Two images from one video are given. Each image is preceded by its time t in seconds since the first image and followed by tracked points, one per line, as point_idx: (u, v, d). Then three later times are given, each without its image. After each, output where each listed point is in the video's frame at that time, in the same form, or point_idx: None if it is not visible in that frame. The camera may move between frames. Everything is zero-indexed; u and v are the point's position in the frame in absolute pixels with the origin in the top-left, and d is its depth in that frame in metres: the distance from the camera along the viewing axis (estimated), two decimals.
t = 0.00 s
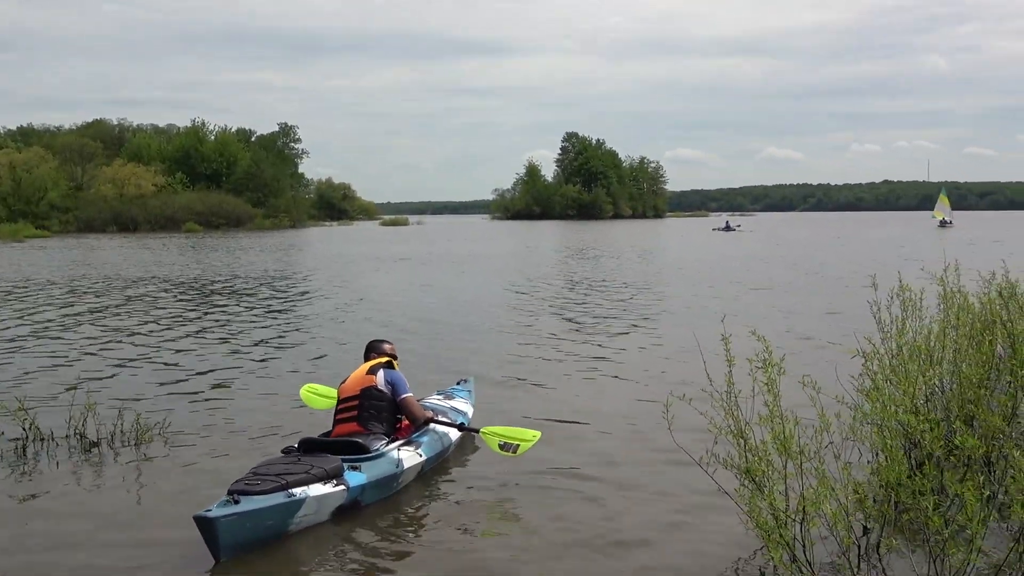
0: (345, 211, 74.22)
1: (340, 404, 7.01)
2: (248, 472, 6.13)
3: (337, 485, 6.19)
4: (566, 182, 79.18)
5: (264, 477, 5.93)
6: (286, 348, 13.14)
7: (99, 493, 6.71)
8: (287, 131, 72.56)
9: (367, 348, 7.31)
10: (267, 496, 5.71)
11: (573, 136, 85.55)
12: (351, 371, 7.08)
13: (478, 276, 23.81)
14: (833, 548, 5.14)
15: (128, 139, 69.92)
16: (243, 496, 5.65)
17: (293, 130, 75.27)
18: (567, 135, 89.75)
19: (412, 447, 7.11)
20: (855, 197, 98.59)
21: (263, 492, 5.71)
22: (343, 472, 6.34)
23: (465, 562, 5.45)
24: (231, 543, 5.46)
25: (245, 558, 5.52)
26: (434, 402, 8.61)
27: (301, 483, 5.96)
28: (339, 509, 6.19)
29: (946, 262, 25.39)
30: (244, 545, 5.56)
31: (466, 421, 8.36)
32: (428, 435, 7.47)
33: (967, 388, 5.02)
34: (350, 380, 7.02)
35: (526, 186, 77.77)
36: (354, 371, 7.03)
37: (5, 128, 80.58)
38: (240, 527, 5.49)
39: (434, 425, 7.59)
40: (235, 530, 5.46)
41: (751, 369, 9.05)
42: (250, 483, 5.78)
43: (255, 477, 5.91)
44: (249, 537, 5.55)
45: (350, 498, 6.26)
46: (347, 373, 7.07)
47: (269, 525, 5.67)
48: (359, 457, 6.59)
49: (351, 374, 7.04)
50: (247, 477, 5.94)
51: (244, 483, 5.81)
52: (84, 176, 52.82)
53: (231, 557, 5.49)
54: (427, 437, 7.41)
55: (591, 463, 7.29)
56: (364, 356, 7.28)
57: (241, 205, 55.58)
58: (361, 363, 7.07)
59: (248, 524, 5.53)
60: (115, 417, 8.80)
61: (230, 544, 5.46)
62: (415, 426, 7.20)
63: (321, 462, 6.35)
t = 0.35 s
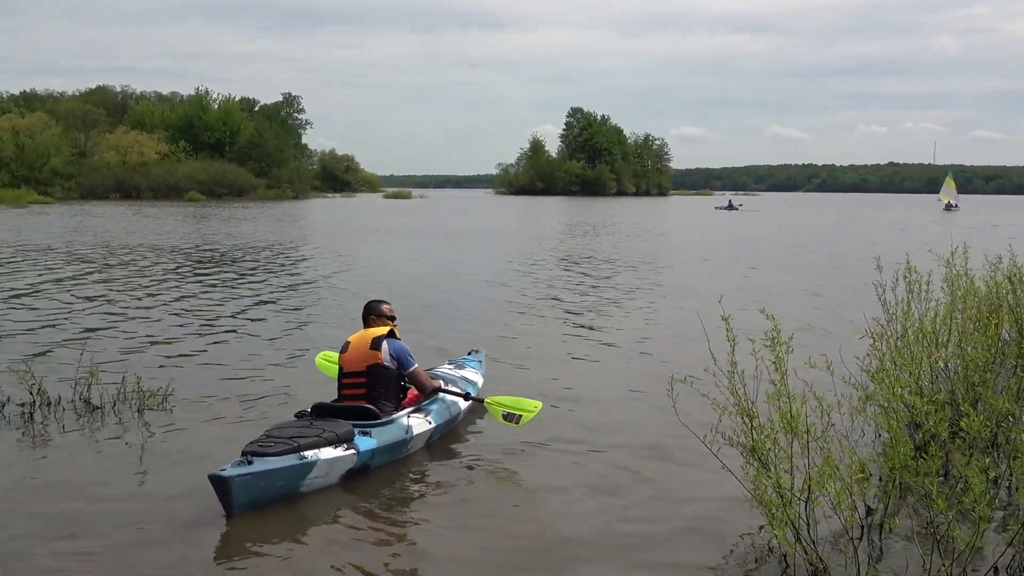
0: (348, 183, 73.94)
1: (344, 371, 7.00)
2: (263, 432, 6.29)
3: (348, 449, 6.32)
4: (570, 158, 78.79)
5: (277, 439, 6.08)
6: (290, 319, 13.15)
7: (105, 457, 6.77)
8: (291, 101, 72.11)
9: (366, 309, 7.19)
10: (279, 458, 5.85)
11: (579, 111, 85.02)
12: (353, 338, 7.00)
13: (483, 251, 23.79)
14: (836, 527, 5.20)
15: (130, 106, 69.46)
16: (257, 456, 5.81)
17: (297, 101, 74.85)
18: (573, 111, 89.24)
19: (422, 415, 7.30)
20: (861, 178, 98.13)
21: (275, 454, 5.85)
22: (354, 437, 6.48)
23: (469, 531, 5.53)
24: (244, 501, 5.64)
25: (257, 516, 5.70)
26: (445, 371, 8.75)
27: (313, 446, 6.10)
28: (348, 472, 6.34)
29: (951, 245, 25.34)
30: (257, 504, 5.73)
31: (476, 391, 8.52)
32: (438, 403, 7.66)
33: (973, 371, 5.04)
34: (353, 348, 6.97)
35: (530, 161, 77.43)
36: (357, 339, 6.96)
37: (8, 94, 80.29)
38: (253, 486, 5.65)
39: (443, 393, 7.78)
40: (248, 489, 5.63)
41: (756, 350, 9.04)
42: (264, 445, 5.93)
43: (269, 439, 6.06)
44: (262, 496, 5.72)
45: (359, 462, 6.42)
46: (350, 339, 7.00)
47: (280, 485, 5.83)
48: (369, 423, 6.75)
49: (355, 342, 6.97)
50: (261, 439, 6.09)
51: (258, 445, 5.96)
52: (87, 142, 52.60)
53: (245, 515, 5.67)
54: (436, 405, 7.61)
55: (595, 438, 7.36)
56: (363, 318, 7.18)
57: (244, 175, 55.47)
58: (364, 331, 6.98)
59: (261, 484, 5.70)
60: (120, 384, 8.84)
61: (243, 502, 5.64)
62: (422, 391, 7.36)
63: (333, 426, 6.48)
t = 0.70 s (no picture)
0: (345, 194, 74.10)
1: (336, 388, 6.99)
2: (262, 446, 6.42)
3: (347, 462, 6.47)
4: (567, 175, 79.06)
5: (278, 452, 6.21)
6: (284, 330, 13.14)
7: (94, 466, 6.74)
8: (290, 112, 72.36)
9: (355, 325, 7.08)
10: (280, 470, 5.99)
11: (576, 129, 85.44)
12: (345, 358, 6.95)
13: (479, 266, 23.85)
14: (826, 555, 5.18)
15: (130, 112, 69.66)
16: (258, 469, 5.94)
17: (296, 111, 75.10)
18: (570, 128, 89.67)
19: (419, 428, 7.45)
20: (855, 202, 98.71)
21: (276, 467, 5.99)
22: (352, 450, 6.62)
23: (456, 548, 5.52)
24: (246, 513, 5.76)
25: (258, 526, 5.81)
26: (442, 383, 8.88)
27: (312, 459, 6.24)
28: (346, 484, 6.49)
29: (946, 271, 25.45)
30: (258, 515, 5.86)
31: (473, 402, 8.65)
32: (434, 416, 7.82)
33: (965, 400, 5.04)
34: (345, 368, 6.94)
35: (527, 177, 77.66)
36: (349, 360, 6.92)
37: (7, 99, 80.45)
38: (254, 498, 5.78)
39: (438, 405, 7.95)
40: (249, 501, 5.76)
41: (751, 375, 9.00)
42: (265, 458, 6.05)
43: (269, 452, 6.18)
44: (263, 508, 5.85)
45: (358, 475, 6.56)
46: (341, 359, 6.95)
47: (281, 497, 5.96)
48: (367, 436, 6.89)
49: (347, 362, 6.93)
50: (262, 451, 6.21)
51: (259, 457, 6.08)
52: (85, 148, 52.71)
53: (246, 525, 5.79)
54: (433, 418, 7.76)
55: (585, 456, 7.38)
56: (352, 333, 7.09)
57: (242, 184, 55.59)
58: (356, 351, 6.93)
59: (262, 496, 5.83)
60: (111, 394, 8.80)
61: (245, 515, 5.76)
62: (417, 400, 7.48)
63: (332, 439, 6.62)
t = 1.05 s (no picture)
0: (327, 229, 74.07)
1: (315, 424, 6.91)
2: (245, 477, 6.39)
3: (327, 494, 6.43)
4: (550, 211, 79.52)
5: (259, 483, 6.17)
6: (266, 363, 13.02)
7: (67, 502, 6.54)
8: (274, 146, 72.51)
9: (331, 361, 6.89)
10: (262, 501, 5.96)
11: (559, 165, 86.28)
12: (321, 398, 6.81)
13: (461, 301, 23.78)
14: None
15: (113, 144, 69.53)
16: (239, 499, 5.91)
17: (280, 145, 75.34)
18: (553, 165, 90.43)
19: (401, 461, 7.39)
20: (834, 242, 99.92)
21: (258, 497, 5.96)
22: (333, 482, 6.57)
23: None
24: (225, 543, 5.72)
25: (237, 556, 5.77)
26: (427, 416, 8.81)
27: (293, 491, 6.21)
28: (326, 516, 6.43)
29: (925, 310, 25.65)
30: (237, 545, 5.81)
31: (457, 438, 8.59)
32: (417, 450, 7.76)
33: (940, 442, 5.04)
34: (323, 406, 6.82)
35: (510, 213, 78.00)
36: (326, 401, 6.77)
37: None
38: (234, 529, 5.74)
39: (421, 439, 7.89)
40: (229, 532, 5.72)
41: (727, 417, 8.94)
42: (246, 488, 6.01)
43: (250, 483, 6.15)
44: (243, 538, 5.81)
45: (338, 507, 6.49)
46: (318, 398, 6.80)
47: (261, 528, 5.93)
48: (349, 468, 6.83)
49: (323, 402, 6.79)
50: (243, 482, 6.17)
51: (240, 488, 6.04)
52: (67, 180, 52.52)
53: (225, 555, 5.74)
54: (416, 452, 7.71)
55: (566, 492, 7.27)
56: (329, 370, 6.92)
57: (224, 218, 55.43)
58: (331, 393, 6.76)
59: (242, 527, 5.79)
60: (87, 428, 8.60)
61: (225, 544, 5.73)
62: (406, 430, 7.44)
63: (313, 471, 6.58)
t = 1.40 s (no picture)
0: (309, 235, 73.72)
1: (294, 436, 6.83)
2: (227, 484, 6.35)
3: (311, 500, 6.40)
4: (532, 221, 79.70)
5: (242, 489, 6.14)
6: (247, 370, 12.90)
7: (41, 510, 6.39)
8: (256, 151, 72.11)
9: (310, 373, 6.75)
10: (244, 507, 5.92)
11: (542, 176, 86.57)
12: (300, 411, 6.71)
13: (442, 309, 23.72)
14: None
15: (92, 147, 68.92)
16: (222, 505, 5.87)
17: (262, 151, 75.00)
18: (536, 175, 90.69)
19: (383, 468, 7.40)
20: (814, 255, 100.87)
21: (241, 503, 5.93)
22: (316, 488, 6.56)
23: None
24: (209, 548, 5.68)
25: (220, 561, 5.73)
26: (410, 424, 8.82)
27: (276, 497, 6.18)
28: (310, 522, 6.41)
29: (901, 325, 25.96)
30: (220, 550, 5.77)
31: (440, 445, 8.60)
32: (400, 457, 7.77)
33: (916, 458, 5.08)
34: (301, 419, 6.73)
35: (492, 223, 78.07)
36: (305, 415, 6.69)
37: None
38: (216, 534, 5.70)
39: (404, 447, 7.91)
40: (212, 537, 5.69)
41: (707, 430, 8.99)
42: (229, 494, 5.98)
43: (233, 489, 6.11)
44: (226, 543, 5.78)
45: (321, 512, 6.48)
46: (296, 412, 6.70)
47: (244, 533, 5.90)
48: (332, 474, 6.83)
49: (302, 415, 6.71)
50: (226, 488, 6.14)
51: (223, 494, 6.01)
52: (44, 182, 51.91)
53: (208, 560, 5.70)
54: (399, 459, 7.72)
55: (548, 503, 7.23)
56: (307, 382, 6.78)
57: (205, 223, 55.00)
58: (310, 407, 6.66)
59: (225, 532, 5.76)
60: (62, 435, 8.43)
61: (208, 549, 5.69)
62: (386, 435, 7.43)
63: (296, 477, 6.55)
